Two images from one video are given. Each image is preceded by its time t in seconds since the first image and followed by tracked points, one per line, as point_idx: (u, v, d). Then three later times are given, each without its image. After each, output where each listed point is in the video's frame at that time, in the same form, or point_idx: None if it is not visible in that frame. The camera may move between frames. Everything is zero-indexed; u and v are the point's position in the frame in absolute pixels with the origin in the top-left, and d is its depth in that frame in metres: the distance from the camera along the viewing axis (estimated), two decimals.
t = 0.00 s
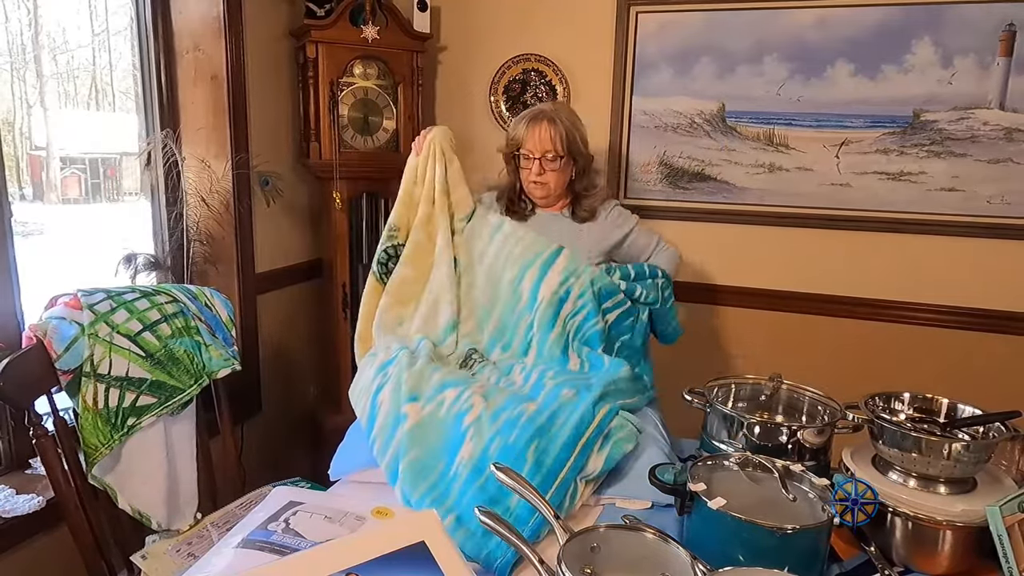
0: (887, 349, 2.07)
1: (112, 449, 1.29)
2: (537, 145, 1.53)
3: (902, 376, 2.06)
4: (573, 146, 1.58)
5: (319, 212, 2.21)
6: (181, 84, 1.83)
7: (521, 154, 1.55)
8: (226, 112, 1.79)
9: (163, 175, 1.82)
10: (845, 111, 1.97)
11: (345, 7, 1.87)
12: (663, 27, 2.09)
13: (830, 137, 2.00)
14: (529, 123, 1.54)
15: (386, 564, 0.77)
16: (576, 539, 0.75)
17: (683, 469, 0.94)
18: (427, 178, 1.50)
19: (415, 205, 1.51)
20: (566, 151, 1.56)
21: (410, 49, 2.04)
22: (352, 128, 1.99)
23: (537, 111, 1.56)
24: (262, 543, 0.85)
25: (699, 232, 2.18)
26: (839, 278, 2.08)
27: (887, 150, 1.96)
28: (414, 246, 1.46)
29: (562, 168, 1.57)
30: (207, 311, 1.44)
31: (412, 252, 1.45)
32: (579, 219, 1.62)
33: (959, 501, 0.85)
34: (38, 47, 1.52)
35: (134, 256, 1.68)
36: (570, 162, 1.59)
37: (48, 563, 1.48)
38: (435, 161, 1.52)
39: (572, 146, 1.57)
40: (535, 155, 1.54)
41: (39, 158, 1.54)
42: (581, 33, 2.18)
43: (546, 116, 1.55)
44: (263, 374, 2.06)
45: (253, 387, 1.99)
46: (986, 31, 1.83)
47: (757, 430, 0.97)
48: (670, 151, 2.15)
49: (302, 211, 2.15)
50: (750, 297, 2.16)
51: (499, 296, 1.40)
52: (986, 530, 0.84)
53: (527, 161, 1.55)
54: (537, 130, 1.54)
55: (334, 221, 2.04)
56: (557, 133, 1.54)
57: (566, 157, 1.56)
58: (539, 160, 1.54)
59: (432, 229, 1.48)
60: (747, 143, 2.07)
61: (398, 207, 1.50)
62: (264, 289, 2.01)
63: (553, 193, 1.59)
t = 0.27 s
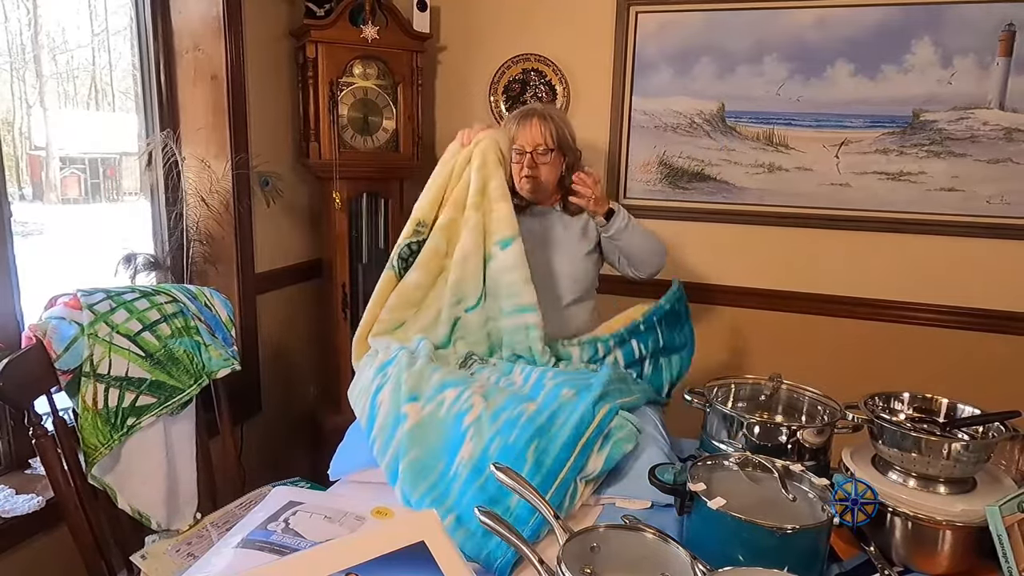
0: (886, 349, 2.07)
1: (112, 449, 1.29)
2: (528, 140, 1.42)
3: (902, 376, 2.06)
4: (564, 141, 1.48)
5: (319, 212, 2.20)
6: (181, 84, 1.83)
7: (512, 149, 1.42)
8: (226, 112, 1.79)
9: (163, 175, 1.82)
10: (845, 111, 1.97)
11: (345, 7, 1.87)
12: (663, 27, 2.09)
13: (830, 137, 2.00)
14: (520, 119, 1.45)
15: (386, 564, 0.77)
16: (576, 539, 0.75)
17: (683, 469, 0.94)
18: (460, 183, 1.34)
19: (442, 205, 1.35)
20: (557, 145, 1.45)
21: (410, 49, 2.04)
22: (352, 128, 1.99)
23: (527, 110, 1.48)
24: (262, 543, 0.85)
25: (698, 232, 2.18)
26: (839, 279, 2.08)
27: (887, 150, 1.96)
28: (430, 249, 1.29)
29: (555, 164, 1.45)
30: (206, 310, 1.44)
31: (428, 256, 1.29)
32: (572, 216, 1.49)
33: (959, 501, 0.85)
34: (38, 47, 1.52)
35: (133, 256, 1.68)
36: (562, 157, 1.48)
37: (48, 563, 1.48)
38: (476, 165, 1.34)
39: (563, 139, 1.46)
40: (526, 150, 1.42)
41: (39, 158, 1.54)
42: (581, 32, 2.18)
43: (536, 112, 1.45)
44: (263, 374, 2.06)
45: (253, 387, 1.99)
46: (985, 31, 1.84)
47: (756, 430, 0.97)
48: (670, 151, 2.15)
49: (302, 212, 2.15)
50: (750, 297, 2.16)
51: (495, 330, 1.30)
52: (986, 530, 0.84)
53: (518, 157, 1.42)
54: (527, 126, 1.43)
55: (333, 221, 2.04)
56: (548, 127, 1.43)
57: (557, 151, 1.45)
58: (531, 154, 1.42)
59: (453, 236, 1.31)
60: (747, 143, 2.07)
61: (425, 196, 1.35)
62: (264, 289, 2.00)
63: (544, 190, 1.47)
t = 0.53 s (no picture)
0: (886, 349, 2.07)
1: (112, 449, 1.29)
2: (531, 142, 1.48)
3: (902, 376, 2.07)
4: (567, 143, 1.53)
5: (319, 213, 2.20)
6: (181, 84, 1.83)
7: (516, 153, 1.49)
8: (226, 112, 1.79)
9: (162, 175, 1.82)
10: (845, 111, 1.97)
11: (345, 7, 1.87)
12: (663, 27, 2.09)
13: (829, 137, 2.00)
14: (523, 123, 1.49)
15: (386, 564, 0.77)
16: (576, 539, 0.75)
17: (683, 469, 0.94)
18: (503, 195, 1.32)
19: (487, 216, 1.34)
20: (561, 148, 1.51)
21: (410, 49, 2.04)
22: (352, 128, 2.00)
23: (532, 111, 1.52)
24: (262, 543, 0.85)
25: (698, 232, 2.18)
26: (839, 279, 2.08)
27: (887, 150, 1.96)
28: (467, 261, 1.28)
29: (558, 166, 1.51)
30: (206, 310, 1.44)
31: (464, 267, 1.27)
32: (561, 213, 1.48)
33: (959, 501, 0.85)
34: (37, 47, 1.52)
35: (133, 256, 1.68)
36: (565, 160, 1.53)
37: (48, 563, 1.48)
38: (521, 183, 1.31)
39: (566, 142, 1.51)
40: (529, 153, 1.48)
41: (39, 158, 1.54)
42: (581, 32, 2.18)
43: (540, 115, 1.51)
44: (263, 374, 2.06)
45: (253, 387, 1.99)
46: (985, 31, 1.84)
47: (756, 430, 0.97)
48: (670, 151, 2.15)
49: (302, 212, 2.15)
50: (750, 297, 2.16)
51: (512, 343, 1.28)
52: (986, 530, 0.84)
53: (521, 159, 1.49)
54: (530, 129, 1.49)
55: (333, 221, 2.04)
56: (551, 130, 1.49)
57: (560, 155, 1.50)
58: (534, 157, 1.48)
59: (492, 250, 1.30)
60: (747, 143, 2.07)
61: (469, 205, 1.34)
62: (264, 289, 2.00)
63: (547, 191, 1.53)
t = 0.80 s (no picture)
0: (886, 349, 2.07)
1: (111, 449, 1.29)
2: (538, 143, 1.50)
3: (902, 376, 2.07)
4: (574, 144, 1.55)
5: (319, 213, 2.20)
6: (180, 84, 1.83)
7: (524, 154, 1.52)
8: (226, 112, 1.79)
9: (162, 175, 1.82)
10: (845, 111, 1.97)
11: (345, 7, 1.87)
12: (662, 27, 2.09)
13: (829, 137, 2.00)
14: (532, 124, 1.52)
15: (386, 564, 0.77)
16: (575, 539, 0.75)
17: (683, 469, 0.94)
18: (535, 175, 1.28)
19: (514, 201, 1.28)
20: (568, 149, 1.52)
21: (410, 49, 2.04)
22: (352, 128, 2.00)
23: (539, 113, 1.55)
24: (262, 543, 0.85)
25: (698, 232, 2.18)
26: (839, 279, 2.08)
27: (886, 150, 1.96)
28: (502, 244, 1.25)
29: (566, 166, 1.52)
30: (206, 310, 1.44)
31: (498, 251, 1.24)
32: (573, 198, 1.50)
33: (959, 501, 0.85)
34: (37, 47, 1.52)
35: (133, 256, 1.67)
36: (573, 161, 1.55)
37: (47, 563, 1.47)
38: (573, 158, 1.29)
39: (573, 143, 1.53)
40: (536, 153, 1.50)
41: (38, 158, 1.54)
42: (581, 32, 2.18)
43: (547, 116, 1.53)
44: (263, 374, 2.06)
45: (252, 386, 1.99)
46: (985, 31, 1.83)
47: (756, 430, 0.97)
48: (670, 151, 2.15)
49: (302, 212, 2.15)
50: (750, 297, 2.16)
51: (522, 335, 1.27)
52: (986, 530, 0.84)
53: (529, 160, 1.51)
54: (538, 129, 1.51)
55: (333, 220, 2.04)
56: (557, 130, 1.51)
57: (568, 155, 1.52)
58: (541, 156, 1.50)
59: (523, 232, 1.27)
60: (747, 143, 2.07)
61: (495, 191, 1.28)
62: (264, 289, 2.00)
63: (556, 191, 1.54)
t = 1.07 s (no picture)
0: (886, 349, 2.07)
1: (111, 449, 1.29)
2: (542, 143, 1.51)
3: (902, 376, 2.07)
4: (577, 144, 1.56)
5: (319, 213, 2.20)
6: (180, 84, 1.83)
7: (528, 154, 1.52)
8: (226, 112, 1.79)
9: (162, 175, 1.82)
10: (845, 111, 1.97)
11: (345, 7, 1.87)
12: (662, 27, 2.09)
13: (829, 137, 2.00)
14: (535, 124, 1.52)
15: (386, 564, 0.77)
16: (575, 539, 0.75)
17: (683, 469, 0.94)
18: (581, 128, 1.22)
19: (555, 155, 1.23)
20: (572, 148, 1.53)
21: (410, 49, 2.03)
22: (352, 128, 1.99)
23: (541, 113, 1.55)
24: (262, 543, 0.85)
25: (698, 232, 2.18)
26: (839, 279, 2.08)
27: (886, 150, 1.96)
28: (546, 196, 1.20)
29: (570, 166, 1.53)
30: (206, 310, 1.44)
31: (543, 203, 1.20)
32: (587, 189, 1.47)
33: (959, 501, 0.85)
34: (37, 47, 1.52)
35: (133, 256, 1.67)
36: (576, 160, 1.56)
37: (47, 562, 1.47)
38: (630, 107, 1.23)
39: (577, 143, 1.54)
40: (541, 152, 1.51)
41: (38, 158, 1.54)
42: (581, 32, 2.18)
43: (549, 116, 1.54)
44: (263, 374, 2.06)
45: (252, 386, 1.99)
46: (985, 31, 1.84)
47: (756, 430, 0.97)
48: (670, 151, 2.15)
49: (302, 211, 2.15)
50: (750, 297, 2.16)
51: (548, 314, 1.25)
52: (986, 530, 0.84)
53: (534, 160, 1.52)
54: (541, 129, 1.52)
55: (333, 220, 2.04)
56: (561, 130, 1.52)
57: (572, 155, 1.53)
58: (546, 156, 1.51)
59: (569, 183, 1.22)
60: (747, 143, 2.07)
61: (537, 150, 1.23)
62: (264, 289, 2.01)
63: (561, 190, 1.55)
